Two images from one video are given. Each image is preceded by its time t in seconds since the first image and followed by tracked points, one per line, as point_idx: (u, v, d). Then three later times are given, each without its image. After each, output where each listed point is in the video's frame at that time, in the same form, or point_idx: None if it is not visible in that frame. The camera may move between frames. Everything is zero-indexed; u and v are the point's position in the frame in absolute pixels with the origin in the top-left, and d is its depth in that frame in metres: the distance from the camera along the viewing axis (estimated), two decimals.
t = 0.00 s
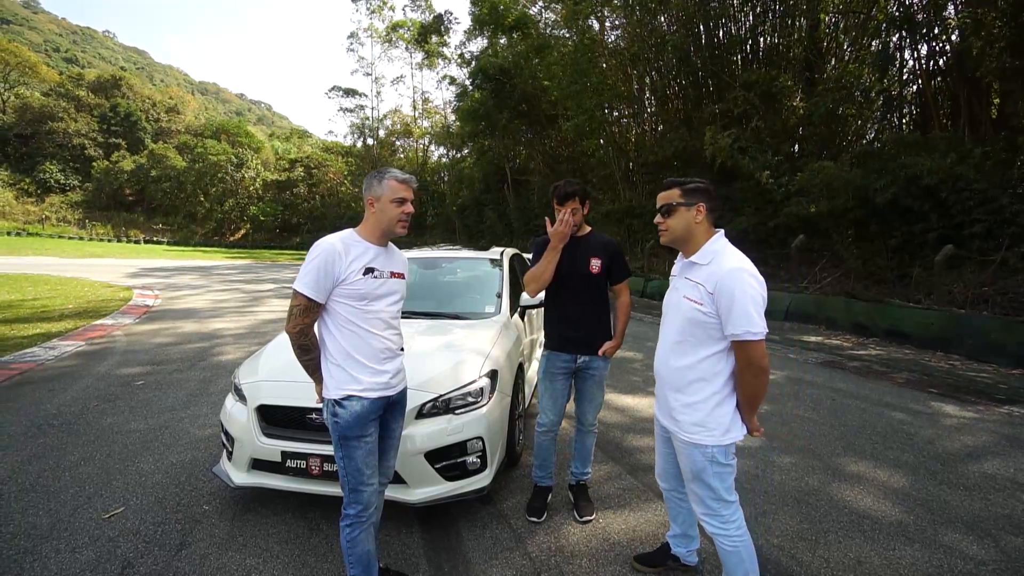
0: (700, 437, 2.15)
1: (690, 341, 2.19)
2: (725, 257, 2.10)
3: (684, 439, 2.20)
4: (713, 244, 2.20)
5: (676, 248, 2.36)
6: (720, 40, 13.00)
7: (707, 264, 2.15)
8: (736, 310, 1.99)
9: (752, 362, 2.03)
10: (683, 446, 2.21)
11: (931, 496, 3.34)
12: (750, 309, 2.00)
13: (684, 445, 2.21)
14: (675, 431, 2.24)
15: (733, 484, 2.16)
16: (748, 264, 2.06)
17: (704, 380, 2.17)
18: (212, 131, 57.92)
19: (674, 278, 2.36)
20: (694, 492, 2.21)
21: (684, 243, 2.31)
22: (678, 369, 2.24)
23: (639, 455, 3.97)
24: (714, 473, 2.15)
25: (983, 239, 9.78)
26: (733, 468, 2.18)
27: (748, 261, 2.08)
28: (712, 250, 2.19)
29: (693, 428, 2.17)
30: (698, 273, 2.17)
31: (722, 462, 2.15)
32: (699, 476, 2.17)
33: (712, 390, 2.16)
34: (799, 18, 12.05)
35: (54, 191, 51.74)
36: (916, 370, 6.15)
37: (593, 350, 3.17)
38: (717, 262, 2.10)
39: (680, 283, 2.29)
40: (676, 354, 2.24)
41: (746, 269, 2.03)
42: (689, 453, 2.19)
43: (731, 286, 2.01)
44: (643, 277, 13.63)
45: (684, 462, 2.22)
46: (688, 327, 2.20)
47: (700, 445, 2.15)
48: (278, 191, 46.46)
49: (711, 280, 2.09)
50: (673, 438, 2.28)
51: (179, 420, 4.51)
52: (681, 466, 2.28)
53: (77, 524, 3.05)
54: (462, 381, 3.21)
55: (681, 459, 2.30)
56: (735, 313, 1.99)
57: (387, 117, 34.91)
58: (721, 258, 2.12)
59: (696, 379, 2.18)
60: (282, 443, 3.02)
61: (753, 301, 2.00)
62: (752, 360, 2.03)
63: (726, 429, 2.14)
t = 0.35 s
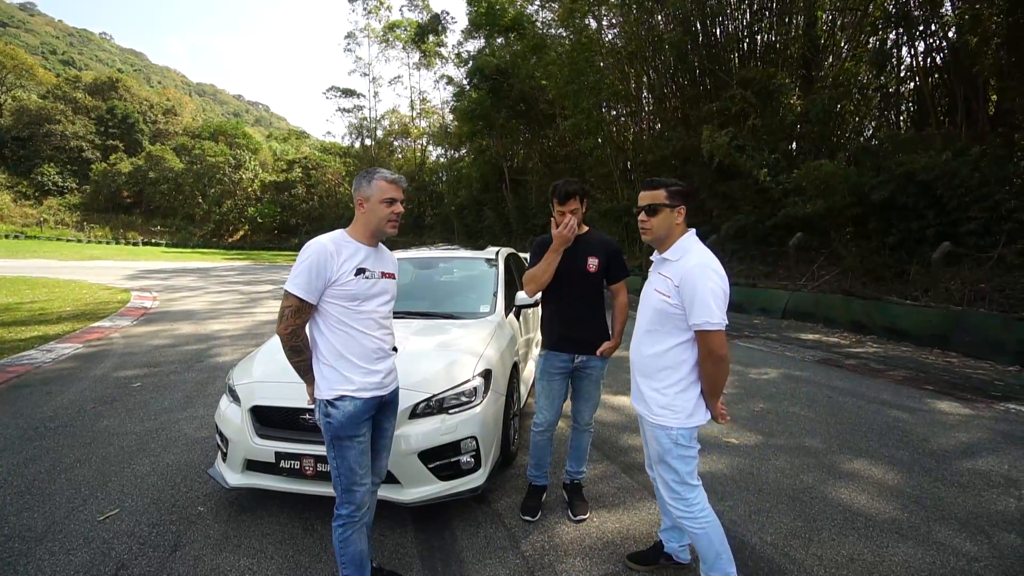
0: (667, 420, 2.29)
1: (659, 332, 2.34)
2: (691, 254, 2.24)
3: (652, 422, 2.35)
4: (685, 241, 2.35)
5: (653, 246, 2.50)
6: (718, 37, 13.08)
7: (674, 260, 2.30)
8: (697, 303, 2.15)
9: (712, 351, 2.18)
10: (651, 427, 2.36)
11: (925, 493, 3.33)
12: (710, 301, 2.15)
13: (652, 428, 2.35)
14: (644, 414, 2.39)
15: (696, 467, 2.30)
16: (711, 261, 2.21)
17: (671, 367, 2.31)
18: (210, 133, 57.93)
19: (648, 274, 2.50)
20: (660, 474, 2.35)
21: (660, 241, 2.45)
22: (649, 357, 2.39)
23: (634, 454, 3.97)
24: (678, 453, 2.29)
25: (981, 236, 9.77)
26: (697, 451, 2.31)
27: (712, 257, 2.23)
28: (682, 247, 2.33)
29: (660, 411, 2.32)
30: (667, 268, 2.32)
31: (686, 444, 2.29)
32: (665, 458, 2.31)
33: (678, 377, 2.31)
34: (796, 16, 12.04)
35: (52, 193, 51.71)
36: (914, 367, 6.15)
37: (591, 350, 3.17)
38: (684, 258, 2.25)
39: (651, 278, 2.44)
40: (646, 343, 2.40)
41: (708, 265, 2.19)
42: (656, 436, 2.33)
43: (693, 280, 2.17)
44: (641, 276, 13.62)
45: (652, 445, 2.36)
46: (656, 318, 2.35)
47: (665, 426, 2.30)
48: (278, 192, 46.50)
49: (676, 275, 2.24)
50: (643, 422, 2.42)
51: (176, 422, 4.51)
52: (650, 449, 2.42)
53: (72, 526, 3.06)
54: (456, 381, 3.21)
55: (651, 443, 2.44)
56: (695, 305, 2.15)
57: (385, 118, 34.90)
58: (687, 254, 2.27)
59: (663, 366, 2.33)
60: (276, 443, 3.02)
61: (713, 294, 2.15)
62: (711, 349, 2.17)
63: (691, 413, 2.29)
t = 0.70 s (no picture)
0: (668, 412, 2.29)
1: (656, 327, 2.34)
2: (684, 251, 2.28)
3: (649, 416, 2.32)
4: (671, 241, 2.38)
5: (640, 247, 2.52)
6: (719, 33, 13.08)
7: (668, 258, 2.33)
8: (698, 295, 2.18)
9: (712, 341, 2.21)
10: (647, 421, 2.34)
11: (925, 491, 3.31)
12: (710, 293, 2.19)
13: (648, 422, 2.33)
14: (640, 409, 2.36)
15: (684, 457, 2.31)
16: (705, 257, 2.27)
17: (670, 361, 2.31)
18: (213, 134, 58.16)
19: (635, 274, 2.51)
20: (648, 466, 2.32)
21: (648, 241, 2.47)
22: (646, 353, 2.38)
23: (633, 452, 3.97)
24: (675, 444, 2.29)
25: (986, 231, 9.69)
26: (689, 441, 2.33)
27: (705, 254, 2.28)
28: (673, 245, 2.37)
29: (659, 404, 2.30)
30: (660, 266, 2.34)
31: (682, 434, 2.30)
32: (662, 451, 2.29)
33: (676, 370, 2.31)
34: (797, 10, 12.26)
35: (57, 197, 52.08)
36: (917, 364, 6.10)
37: (589, 349, 3.16)
38: (678, 255, 2.29)
39: (641, 277, 2.45)
40: (643, 339, 2.39)
41: (704, 260, 2.24)
42: (652, 429, 2.31)
43: (693, 275, 2.20)
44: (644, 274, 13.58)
45: (646, 439, 2.33)
46: (652, 314, 2.35)
47: (665, 419, 2.29)
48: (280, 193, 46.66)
49: (674, 271, 2.27)
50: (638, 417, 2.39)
51: (178, 423, 4.54)
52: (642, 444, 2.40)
53: (74, 525, 3.09)
54: (454, 380, 3.21)
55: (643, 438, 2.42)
56: (698, 297, 2.18)
57: (387, 118, 34.93)
58: (680, 252, 2.30)
59: (661, 360, 2.33)
60: (275, 443, 3.03)
61: (712, 286, 2.20)
62: (711, 339, 2.21)
63: (690, 404, 2.30)
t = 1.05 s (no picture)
0: (684, 407, 2.28)
1: (663, 323, 2.34)
2: (684, 245, 2.30)
3: (666, 414, 2.30)
4: (668, 237, 2.39)
5: (636, 245, 2.51)
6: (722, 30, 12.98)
7: (668, 253, 2.34)
8: (704, 286, 2.22)
9: (720, 330, 2.25)
10: (663, 420, 2.31)
11: (929, 489, 3.29)
12: (715, 283, 2.24)
13: (664, 420, 2.31)
14: (654, 409, 2.34)
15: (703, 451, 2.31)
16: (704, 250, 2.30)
17: (681, 356, 2.31)
18: (220, 136, 58.54)
19: (632, 272, 2.49)
20: (673, 464, 2.30)
21: (645, 239, 2.46)
22: (655, 350, 2.36)
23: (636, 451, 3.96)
24: (694, 440, 2.28)
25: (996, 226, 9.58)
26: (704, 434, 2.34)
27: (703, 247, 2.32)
28: (670, 241, 2.39)
29: (675, 401, 2.29)
30: (661, 262, 2.35)
31: (699, 428, 2.30)
32: (682, 447, 2.28)
33: (687, 365, 2.31)
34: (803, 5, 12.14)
35: (67, 199, 52.65)
36: (925, 361, 6.04)
37: (586, 346, 3.16)
38: (679, 250, 2.31)
39: (640, 275, 2.44)
40: (651, 336, 2.37)
41: (705, 253, 2.27)
42: (670, 427, 2.29)
43: (698, 268, 2.23)
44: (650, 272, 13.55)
45: (665, 437, 2.31)
46: (659, 310, 2.34)
47: (682, 415, 2.28)
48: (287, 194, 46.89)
49: (677, 266, 2.28)
50: (651, 417, 2.37)
51: (185, 422, 4.59)
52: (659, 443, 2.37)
53: (82, 523, 3.13)
54: (456, 379, 3.23)
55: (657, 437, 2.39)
56: (704, 289, 2.21)
57: (391, 117, 35.01)
58: (679, 247, 2.32)
59: (672, 356, 2.32)
60: (279, 442, 3.06)
61: (715, 277, 2.24)
62: (719, 329, 2.25)
63: (702, 397, 2.31)
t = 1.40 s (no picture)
0: (677, 408, 2.29)
1: (662, 323, 2.35)
2: (685, 245, 2.31)
3: (659, 414, 2.32)
4: (671, 237, 2.40)
5: (638, 245, 2.53)
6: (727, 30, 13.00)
7: (669, 254, 2.35)
8: (702, 288, 2.22)
9: (718, 333, 2.24)
10: (657, 420, 2.33)
11: (935, 491, 3.27)
12: (715, 284, 2.24)
13: (658, 419, 2.33)
14: (650, 408, 2.35)
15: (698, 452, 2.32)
16: (706, 251, 2.30)
17: (678, 357, 2.32)
18: (227, 138, 58.90)
19: (635, 271, 2.52)
20: (665, 464, 2.32)
21: (649, 239, 2.46)
22: (653, 350, 2.37)
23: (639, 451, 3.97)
24: (687, 441, 2.29)
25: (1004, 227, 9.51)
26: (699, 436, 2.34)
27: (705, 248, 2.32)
28: (673, 241, 2.39)
29: (669, 401, 2.30)
30: (662, 262, 2.35)
31: (693, 429, 2.31)
32: (673, 447, 2.29)
33: (684, 366, 2.31)
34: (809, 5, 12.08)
35: (76, 202, 53.11)
36: (931, 362, 6.01)
37: (580, 346, 3.18)
38: (680, 250, 2.31)
39: (642, 275, 2.46)
40: (650, 336, 2.38)
41: (706, 254, 2.27)
42: (663, 426, 2.31)
43: (697, 269, 2.23)
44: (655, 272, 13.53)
45: (658, 437, 2.33)
46: (658, 310, 2.35)
47: (675, 415, 2.29)
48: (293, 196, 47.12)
49: (677, 266, 2.29)
50: (647, 416, 2.38)
51: (191, 422, 4.63)
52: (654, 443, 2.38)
53: (90, 521, 3.16)
54: (459, 379, 3.24)
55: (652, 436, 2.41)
56: (702, 289, 2.22)
57: (396, 119, 35.13)
58: (680, 247, 2.32)
59: (669, 356, 2.33)
60: (284, 441, 3.09)
61: (715, 278, 2.24)
62: (718, 331, 2.24)
63: (699, 399, 2.31)
